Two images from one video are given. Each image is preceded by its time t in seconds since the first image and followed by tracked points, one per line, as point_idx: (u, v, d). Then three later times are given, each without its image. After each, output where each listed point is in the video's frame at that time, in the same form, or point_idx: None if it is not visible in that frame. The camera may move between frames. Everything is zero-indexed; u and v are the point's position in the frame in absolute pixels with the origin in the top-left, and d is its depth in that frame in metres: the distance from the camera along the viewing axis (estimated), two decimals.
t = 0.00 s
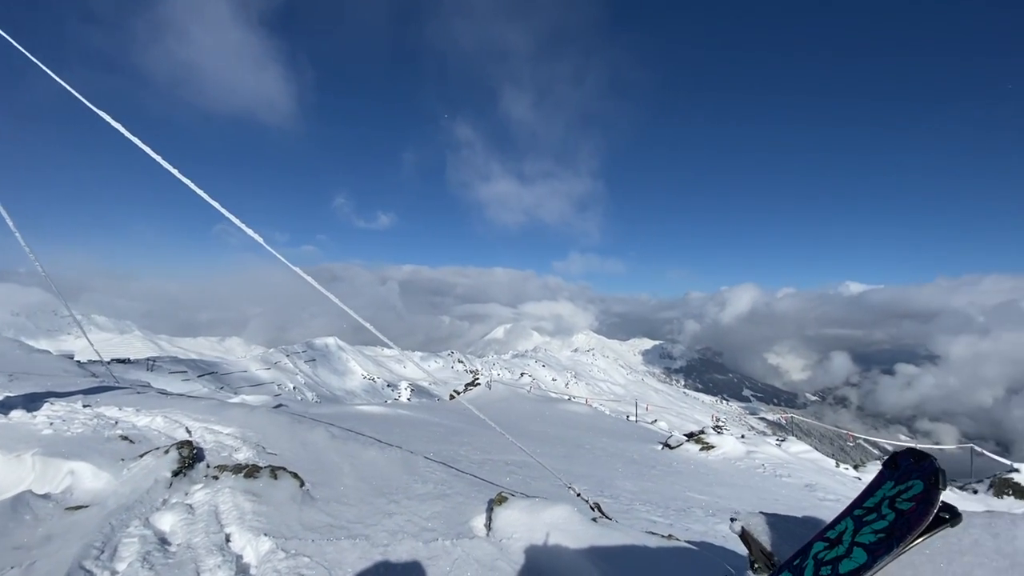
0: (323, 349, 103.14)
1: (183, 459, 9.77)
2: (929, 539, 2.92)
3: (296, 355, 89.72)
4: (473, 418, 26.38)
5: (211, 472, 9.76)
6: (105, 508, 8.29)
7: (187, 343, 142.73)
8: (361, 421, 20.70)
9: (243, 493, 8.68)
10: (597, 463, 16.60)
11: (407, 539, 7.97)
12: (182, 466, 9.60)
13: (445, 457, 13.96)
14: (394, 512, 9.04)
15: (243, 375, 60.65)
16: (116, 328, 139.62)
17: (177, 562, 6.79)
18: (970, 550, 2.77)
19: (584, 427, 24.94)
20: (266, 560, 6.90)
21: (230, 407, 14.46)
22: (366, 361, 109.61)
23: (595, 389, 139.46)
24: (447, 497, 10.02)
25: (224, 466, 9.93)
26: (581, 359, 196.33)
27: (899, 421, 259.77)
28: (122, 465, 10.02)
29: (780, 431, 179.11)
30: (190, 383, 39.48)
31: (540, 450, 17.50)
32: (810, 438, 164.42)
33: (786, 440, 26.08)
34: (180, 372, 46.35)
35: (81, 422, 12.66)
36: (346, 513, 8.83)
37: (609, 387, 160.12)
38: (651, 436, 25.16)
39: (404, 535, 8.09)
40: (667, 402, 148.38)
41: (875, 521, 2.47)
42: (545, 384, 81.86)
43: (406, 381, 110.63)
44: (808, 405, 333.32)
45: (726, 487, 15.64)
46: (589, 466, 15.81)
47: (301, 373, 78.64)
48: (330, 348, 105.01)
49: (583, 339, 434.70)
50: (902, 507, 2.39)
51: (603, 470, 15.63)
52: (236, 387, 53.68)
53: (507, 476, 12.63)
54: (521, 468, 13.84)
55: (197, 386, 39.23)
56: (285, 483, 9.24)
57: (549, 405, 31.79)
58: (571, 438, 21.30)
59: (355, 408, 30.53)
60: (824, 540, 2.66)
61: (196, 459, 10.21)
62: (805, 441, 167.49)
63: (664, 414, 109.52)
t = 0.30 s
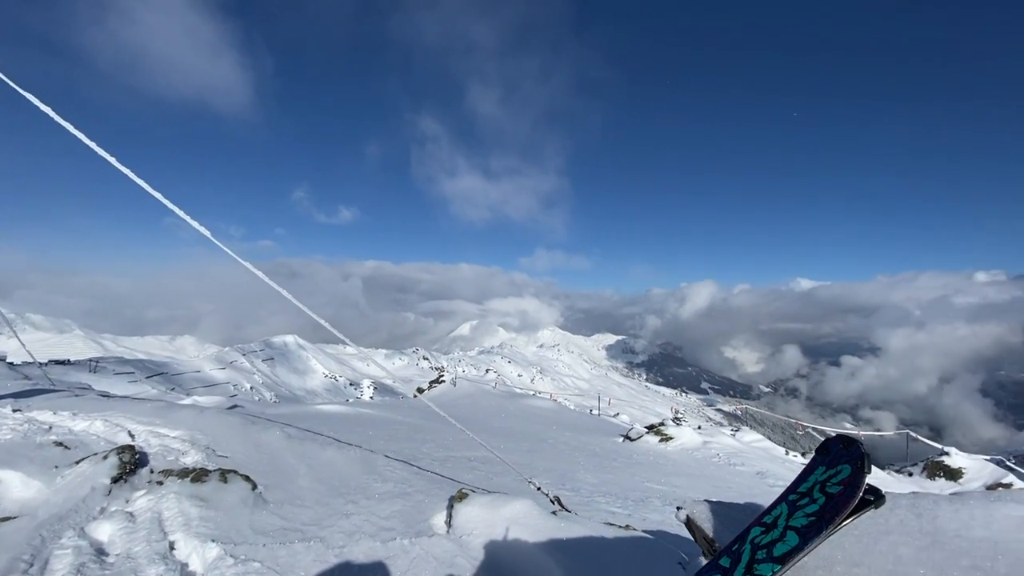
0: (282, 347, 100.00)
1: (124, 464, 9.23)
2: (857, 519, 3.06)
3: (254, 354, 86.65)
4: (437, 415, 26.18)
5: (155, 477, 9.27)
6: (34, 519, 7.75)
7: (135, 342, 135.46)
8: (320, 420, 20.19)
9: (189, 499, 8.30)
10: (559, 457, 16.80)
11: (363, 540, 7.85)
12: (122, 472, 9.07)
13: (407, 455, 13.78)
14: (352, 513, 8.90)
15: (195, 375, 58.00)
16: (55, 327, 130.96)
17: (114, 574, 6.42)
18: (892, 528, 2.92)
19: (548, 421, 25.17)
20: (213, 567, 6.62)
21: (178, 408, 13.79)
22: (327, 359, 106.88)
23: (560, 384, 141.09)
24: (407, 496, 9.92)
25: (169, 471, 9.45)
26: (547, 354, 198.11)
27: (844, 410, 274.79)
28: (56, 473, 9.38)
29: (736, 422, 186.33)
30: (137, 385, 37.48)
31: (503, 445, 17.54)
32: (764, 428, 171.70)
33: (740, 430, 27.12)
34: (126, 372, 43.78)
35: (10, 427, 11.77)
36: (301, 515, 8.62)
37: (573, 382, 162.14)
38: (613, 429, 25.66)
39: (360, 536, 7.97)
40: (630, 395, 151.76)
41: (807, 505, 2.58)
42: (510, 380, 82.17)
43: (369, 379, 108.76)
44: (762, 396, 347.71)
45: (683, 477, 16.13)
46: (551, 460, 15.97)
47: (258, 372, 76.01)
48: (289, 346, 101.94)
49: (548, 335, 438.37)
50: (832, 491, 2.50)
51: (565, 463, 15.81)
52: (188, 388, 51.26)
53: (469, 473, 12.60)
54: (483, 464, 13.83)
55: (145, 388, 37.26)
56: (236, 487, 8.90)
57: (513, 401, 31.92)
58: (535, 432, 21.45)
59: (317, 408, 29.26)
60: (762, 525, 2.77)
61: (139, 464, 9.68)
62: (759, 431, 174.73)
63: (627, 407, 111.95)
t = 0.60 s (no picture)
0: (237, 345, 96.26)
1: (56, 470, 8.65)
2: (789, 502, 3.18)
3: (206, 352, 83.05)
4: (398, 412, 25.85)
5: (91, 484, 8.74)
6: None
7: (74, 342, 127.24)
8: (276, 420, 19.56)
9: (129, 505, 7.87)
10: (521, 450, 16.91)
11: (317, 541, 7.67)
12: (54, 479, 8.50)
13: (366, 454, 13.55)
14: (305, 514, 8.69)
15: (142, 375, 55.00)
16: None
17: None
18: (822, 509, 3.05)
19: (511, 416, 25.30)
20: None
21: (119, 411, 13.04)
22: (285, 357, 103.95)
23: (525, 378, 142.10)
24: (364, 495, 9.77)
25: (107, 477, 8.93)
26: (512, 349, 198.96)
27: (794, 399, 288.89)
28: None
29: (694, 413, 192.80)
30: (76, 387, 35.19)
31: (466, 441, 17.52)
32: (720, 417, 178.41)
33: (696, 421, 28.05)
34: (64, 374, 41.13)
35: None
36: (251, 518, 8.34)
37: (538, 377, 163.51)
38: (574, 422, 26.04)
39: (314, 537, 7.79)
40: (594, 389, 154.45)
41: (741, 490, 2.67)
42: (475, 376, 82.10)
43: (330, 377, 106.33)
44: (718, 387, 361.02)
45: (641, 467, 16.54)
46: (513, 454, 16.06)
47: (211, 372, 72.94)
48: (245, 345, 98.23)
49: (513, 330, 439.82)
50: (764, 476, 2.59)
51: (526, 457, 15.95)
52: (133, 389, 48.54)
53: (430, 469, 12.51)
54: (444, 460, 13.76)
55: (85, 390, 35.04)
56: (181, 491, 8.50)
57: (476, 396, 31.88)
58: (498, 427, 21.50)
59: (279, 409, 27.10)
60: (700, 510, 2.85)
61: (73, 470, 9.10)
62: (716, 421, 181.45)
63: (590, 400, 113.98)
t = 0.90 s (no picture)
0: (187, 344, 92.04)
1: None
2: (723, 486, 3.27)
3: (154, 351, 79.04)
4: (358, 408, 25.39)
5: (16, 492, 8.13)
6: None
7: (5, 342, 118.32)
8: (226, 421, 18.82)
9: (59, 512, 7.38)
10: (482, 444, 16.93)
11: (264, 543, 7.42)
12: None
13: (321, 452, 13.22)
14: (253, 516, 8.39)
15: (82, 376, 51.80)
16: None
17: None
18: (754, 491, 3.16)
19: (473, 410, 25.27)
20: None
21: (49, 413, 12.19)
22: (240, 355, 100.23)
23: (489, 373, 142.35)
24: (317, 494, 9.53)
25: (35, 484, 8.33)
26: (476, 344, 198.81)
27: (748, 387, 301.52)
28: None
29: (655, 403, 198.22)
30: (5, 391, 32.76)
31: (426, 436, 17.39)
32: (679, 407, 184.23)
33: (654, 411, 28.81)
34: None
35: None
36: (195, 522, 7.99)
37: (502, 371, 164.05)
38: (536, 414, 26.29)
39: (261, 539, 7.54)
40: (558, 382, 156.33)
41: (674, 474, 2.74)
42: (438, 371, 81.54)
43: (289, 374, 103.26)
44: (677, 378, 372.55)
45: (599, 457, 16.86)
46: (474, 448, 16.05)
47: (160, 371, 69.54)
48: (196, 343, 94.05)
49: (478, 325, 439.02)
50: (696, 460, 2.66)
51: (487, 450, 15.96)
52: (72, 391, 45.68)
53: (387, 465, 12.34)
54: (402, 456, 13.59)
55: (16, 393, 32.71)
56: (118, 497, 8.04)
57: (438, 391, 31.69)
58: (459, 422, 21.44)
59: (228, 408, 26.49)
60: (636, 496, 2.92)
61: None
62: (675, 411, 187.33)
63: (554, 393, 115.34)
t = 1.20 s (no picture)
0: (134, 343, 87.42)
1: None
2: (658, 465, 3.32)
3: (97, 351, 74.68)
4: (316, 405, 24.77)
5: None
6: None
7: None
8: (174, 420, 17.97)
9: None
10: (443, 437, 16.84)
11: (207, 544, 7.12)
12: None
13: (274, 450, 12.81)
14: (196, 517, 8.04)
15: (15, 378, 48.43)
16: None
17: None
18: (687, 469, 3.22)
19: (435, 404, 25.10)
20: None
21: None
22: (193, 353, 96.10)
23: (455, 367, 141.85)
24: (266, 492, 9.22)
25: None
26: (441, 338, 197.59)
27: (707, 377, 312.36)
28: None
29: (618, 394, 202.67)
30: None
31: (386, 431, 17.15)
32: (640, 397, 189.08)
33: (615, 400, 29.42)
34: None
35: None
36: (132, 525, 7.59)
37: (468, 365, 163.65)
38: (498, 406, 26.36)
39: (204, 540, 7.24)
40: (523, 375, 157.59)
41: (605, 451, 2.76)
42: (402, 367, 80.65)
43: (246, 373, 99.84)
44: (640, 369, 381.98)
45: (560, 446, 17.06)
46: (434, 442, 15.94)
47: (104, 372, 65.88)
48: (144, 342, 89.50)
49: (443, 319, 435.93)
50: (625, 436, 2.69)
51: (448, 443, 15.87)
52: (4, 395, 42.66)
53: (343, 461, 12.07)
54: (359, 451, 13.34)
55: None
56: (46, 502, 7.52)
57: (400, 386, 31.31)
58: (421, 416, 21.26)
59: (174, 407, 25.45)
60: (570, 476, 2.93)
61: None
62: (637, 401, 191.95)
63: (520, 386, 116.22)
